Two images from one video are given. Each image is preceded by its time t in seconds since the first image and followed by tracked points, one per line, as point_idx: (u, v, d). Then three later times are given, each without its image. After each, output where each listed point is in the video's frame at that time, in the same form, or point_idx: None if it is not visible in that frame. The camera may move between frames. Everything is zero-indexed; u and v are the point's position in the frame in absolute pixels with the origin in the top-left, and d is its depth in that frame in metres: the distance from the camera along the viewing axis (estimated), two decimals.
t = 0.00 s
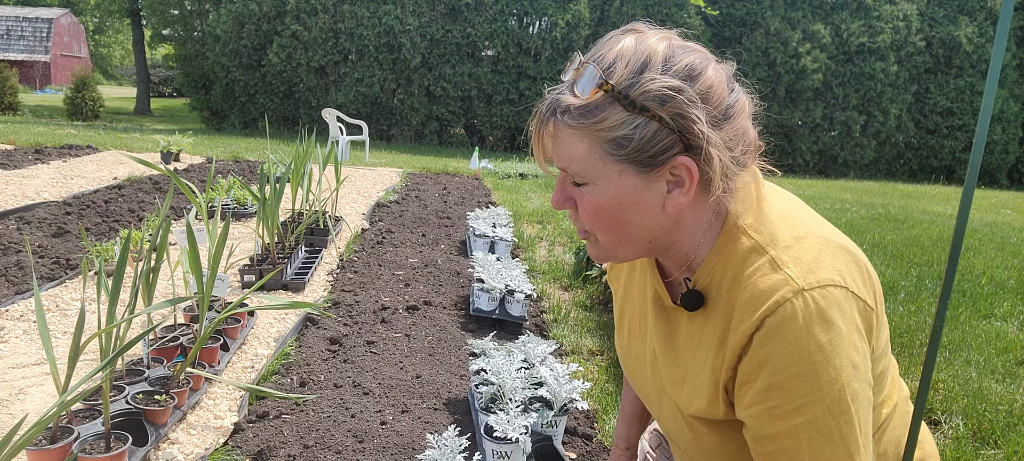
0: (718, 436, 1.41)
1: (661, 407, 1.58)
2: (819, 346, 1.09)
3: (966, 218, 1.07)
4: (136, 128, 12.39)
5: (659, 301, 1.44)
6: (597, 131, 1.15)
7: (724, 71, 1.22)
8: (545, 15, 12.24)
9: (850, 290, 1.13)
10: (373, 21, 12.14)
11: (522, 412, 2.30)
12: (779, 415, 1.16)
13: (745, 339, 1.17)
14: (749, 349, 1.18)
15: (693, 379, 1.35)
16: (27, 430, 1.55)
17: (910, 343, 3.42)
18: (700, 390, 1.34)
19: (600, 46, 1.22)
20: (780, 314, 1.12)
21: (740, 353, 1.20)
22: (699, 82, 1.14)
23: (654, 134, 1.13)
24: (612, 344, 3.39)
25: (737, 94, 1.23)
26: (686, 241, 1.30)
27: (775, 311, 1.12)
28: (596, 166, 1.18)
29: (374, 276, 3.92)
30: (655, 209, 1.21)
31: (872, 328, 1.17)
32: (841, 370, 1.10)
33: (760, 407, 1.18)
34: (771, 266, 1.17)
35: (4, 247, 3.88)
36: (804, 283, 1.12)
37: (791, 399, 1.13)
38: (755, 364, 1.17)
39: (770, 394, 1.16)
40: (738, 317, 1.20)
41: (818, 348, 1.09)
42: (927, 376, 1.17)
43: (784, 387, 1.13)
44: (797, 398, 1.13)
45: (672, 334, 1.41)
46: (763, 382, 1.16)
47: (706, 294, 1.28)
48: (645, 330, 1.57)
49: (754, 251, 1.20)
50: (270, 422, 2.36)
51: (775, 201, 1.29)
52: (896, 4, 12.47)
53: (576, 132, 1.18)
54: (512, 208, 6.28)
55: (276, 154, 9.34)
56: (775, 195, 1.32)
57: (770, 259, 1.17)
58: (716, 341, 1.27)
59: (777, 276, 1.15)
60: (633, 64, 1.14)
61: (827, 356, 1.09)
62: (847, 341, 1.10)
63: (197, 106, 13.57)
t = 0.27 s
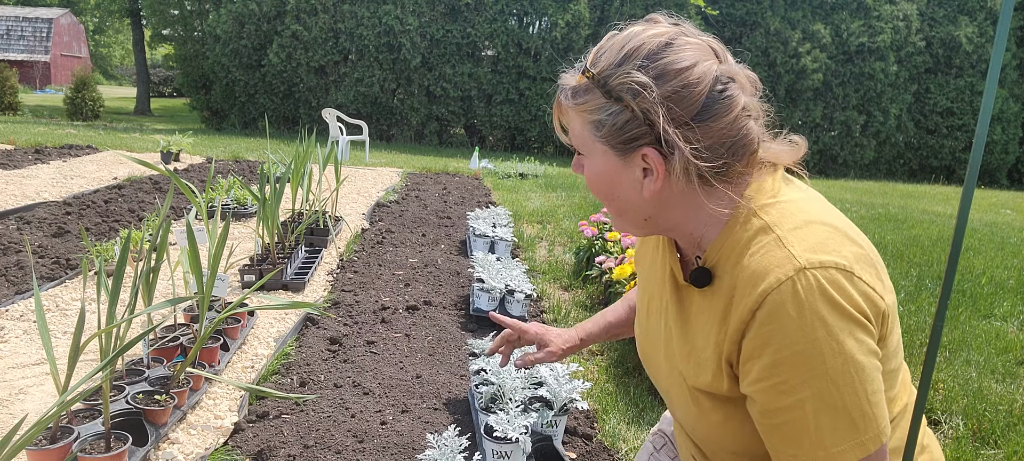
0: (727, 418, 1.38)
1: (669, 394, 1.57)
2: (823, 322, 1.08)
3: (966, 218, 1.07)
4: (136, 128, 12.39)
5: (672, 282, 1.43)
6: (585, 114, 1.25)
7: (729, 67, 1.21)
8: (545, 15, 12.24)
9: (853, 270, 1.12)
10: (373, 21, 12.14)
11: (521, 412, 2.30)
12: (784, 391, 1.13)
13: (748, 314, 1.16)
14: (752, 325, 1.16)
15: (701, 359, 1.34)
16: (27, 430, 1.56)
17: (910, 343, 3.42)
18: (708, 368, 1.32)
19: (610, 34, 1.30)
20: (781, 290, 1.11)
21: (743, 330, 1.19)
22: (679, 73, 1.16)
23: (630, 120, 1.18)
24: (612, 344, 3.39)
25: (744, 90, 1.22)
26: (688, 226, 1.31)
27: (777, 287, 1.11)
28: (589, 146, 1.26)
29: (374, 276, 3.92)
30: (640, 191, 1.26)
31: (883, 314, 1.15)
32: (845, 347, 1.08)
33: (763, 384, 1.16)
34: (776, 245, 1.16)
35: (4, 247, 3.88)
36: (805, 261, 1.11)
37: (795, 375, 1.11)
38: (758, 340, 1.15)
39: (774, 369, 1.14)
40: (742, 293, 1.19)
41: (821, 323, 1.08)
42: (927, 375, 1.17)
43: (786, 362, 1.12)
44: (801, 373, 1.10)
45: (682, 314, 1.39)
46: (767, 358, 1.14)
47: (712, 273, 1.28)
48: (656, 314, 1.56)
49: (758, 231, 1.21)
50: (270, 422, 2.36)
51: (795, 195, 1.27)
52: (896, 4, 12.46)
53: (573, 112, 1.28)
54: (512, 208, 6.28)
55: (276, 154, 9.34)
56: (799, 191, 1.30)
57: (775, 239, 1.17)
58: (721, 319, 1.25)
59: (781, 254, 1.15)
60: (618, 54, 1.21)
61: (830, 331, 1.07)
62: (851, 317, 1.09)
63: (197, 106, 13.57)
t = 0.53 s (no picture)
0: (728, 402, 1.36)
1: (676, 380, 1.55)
2: (812, 295, 1.08)
3: (966, 219, 1.07)
4: (136, 128, 12.39)
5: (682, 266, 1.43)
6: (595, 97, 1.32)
7: (729, 60, 1.23)
8: (545, 15, 12.24)
9: (844, 249, 1.12)
10: (373, 21, 12.14)
11: (522, 411, 2.30)
12: (776, 366, 1.13)
13: (740, 290, 1.16)
14: (743, 302, 1.16)
15: (700, 340, 1.33)
16: (27, 430, 1.56)
17: (910, 343, 3.43)
18: (705, 347, 1.31)
19: (627, 23, 1.35)
20: (770, 267, 1.11)
21: (735, 307, 1.18)
22: (674, 63, 1.19)
23: (630, 105, 1.24)
24: (613, 343, 3.39)
25: (743, 82, 1.23)
26: (693, 209, 1.35)
27: (766, 265, 1.12)
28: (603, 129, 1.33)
29: (374, 276, 3.92)
30: (643, 173, 1.31)
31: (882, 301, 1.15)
32: (836, 321, 1.07)
33: (756, 359, 1.15)
34: (770, 225, 1.17)
35: (4, 247, 3.88)
36: (794, 241, 1.12)
37: (786, 348, 1.11)
38: (748, 315, 1.15)
39: (765, 344, 1.13)
40: (735, 272, 1.19)
41: (810, 297, 1.08)
42: (927, 375, 1.17)
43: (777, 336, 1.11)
44: (792, 346, 1.10)
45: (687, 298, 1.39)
46: (757, 333, 1.14)
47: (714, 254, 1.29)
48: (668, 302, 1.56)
49: (754, 215, 1.22)
50: (270, 422, 2.36)
51: (806, 188, 1.27)
52: (896, 4, 12.46)
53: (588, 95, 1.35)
54: (512, 208, 6.28)
55: (276, 154, 9.34)
56: (812, 186, 1.29)
57: (769, 220, 1.19)
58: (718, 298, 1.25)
59: (773, 233, 1.15)
60: (622, 43, 1.26)
61: (818, 304, 1.07)
62: (839, 293, 1.08)
63: (197, 106, 13.57)
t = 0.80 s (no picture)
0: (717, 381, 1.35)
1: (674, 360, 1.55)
2: (803, 267, 1.08)
3: (966, 217, 1.06)
4: (136, 128, 12.39)
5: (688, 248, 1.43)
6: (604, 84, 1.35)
7: (725, 50, 1.22)
8: (545, 15, 12.24)
9: (839, 232, 1.12)
10: (373, 21, 12.13)
11: (522, 412, 2.30)
12: (759, 335, 1.13)
13: (733, 259, 1.16)
14: (735, 270, 1.16)
15: (695, 312, 1.33)
16: (27, 430, 1.56)
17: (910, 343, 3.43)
18: (699, 319, 1.31)
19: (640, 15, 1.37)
20: (764, 237, 1.12)
21: (728, 276, 1.19)
22: (669, 54, 1.20)
23: (631, 93, 1.26)
24: (613, 343, 3.39)
25: (739, 71, 1.22)
26: (697, 194, 1.35)
27: (760, 235, 1.12)
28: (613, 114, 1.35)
29: (373, 276, 3.92)
30: (647, 159, 1.33)
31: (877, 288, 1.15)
32: (824, 296, 1.07)
33: (742, 327, 1.15)
34: (771, 201, 1.18)
35: (4, 247, 3.88)
36: (791, 215, 1.12)
37: (772, 317, 1.11)
38: (739, 283, 1.15)
39: (752, 312, 1.13)
40: (731, 242, 1.19)
41: (801, 268, 1.08)
42: (926, 374, 1.17)
43: (766, 304, 1.11)
44: (777, 316, 1.10)
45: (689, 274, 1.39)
46: (746, 300, 1.14)
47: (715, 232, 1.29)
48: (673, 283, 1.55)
49: (755, 194, 1.23)
50: (270, 422, 2.36)
51: (811, 178, 1.26)
52: (896, 4, 12.46)
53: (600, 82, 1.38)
54: (512, 208, 6.28)
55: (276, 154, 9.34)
56: (820, 177, 1.28)
57: (772, 197, 1.19)
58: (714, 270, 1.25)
59: (771, 207, 1.16)
60: (626, 36, 1.28)
61: (808, 278, 1.07)
62: (831, 271, 1.08)
63: (197, 106, 13.57)
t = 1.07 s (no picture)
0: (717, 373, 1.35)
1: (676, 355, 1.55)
2: (799, 255, 1.08)
3: (966, 216, 1.06)
4: (136, 128, 12.39)
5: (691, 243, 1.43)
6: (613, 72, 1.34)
7: (735, 45, 1.22)
8: (545, 15, 12.25)
9: (837, 223, 1.12)
10: (373, 21, 12.14)
11: (522, 412, 2.31)
12: (755, 322, 1.13)
13: (731, 248, 1.17)
14: (734, 258, 1.16)
15: (695, 304, 1.33)
16: (27, 430, 1.56)
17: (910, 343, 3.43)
18: (699, 310, 1.31)
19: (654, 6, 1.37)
20: (762, 226, 1.12)
21: (726, 265, 1.19)
22: (681, 45, 1.20)
23: (641, 82, 1.26)
24: (613, 343, 3.39)
25: (748, 67, 1.22)
26: (701, 187, 1.35)
27: (758, 224, 1.13)
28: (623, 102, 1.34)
29: (374, 276, 3.92)
30: (653, 149, 1.33)
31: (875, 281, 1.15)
32: (820, 284, 1.07)
33: (739, 314, 1.15)
34: (769, 192, 1.18)
35: (4, 247, 3.88)
36: (789, 205, 1.12)
37: (767, 304, 1.11)
38: (737, 271, 1.15)
39: (748, 299, 1.13)
40: (730, 231, 1.20)
41: (797, 256, 1.08)
42: (926, 374, 1.17)
43: (761, 291, 1.11)
44: (773, 303, 1.10)
45: (690, 268, 1.40)
46: (742, 287, 1.14)
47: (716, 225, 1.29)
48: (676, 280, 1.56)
49: (755, 186, 1.23)
50: (270, 422, 2.36)
51: (812, 173, 1.27)
52: (896, 4, 12.46)
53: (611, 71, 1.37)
54: (512, 208, 6.28)
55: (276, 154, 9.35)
56: (821, 173, 1.29)
57: (771, 188, 1.19)
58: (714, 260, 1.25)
59: (770, 198, 1.16)
60: (640, 27, 1.29)
61: (804, 267, 1.08)
62: (827, 261, 1.09)
63: (197, 106, 13.57)
